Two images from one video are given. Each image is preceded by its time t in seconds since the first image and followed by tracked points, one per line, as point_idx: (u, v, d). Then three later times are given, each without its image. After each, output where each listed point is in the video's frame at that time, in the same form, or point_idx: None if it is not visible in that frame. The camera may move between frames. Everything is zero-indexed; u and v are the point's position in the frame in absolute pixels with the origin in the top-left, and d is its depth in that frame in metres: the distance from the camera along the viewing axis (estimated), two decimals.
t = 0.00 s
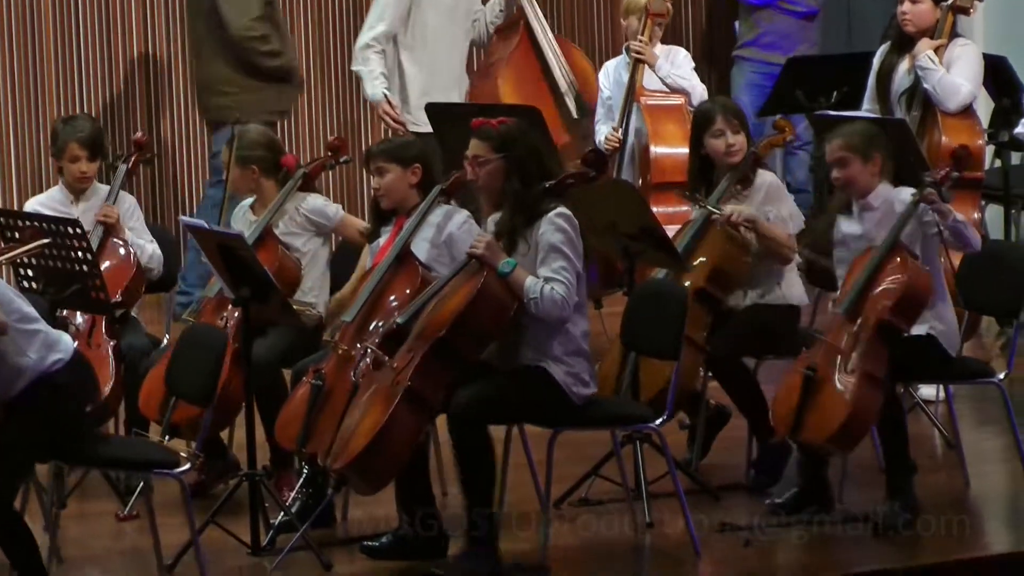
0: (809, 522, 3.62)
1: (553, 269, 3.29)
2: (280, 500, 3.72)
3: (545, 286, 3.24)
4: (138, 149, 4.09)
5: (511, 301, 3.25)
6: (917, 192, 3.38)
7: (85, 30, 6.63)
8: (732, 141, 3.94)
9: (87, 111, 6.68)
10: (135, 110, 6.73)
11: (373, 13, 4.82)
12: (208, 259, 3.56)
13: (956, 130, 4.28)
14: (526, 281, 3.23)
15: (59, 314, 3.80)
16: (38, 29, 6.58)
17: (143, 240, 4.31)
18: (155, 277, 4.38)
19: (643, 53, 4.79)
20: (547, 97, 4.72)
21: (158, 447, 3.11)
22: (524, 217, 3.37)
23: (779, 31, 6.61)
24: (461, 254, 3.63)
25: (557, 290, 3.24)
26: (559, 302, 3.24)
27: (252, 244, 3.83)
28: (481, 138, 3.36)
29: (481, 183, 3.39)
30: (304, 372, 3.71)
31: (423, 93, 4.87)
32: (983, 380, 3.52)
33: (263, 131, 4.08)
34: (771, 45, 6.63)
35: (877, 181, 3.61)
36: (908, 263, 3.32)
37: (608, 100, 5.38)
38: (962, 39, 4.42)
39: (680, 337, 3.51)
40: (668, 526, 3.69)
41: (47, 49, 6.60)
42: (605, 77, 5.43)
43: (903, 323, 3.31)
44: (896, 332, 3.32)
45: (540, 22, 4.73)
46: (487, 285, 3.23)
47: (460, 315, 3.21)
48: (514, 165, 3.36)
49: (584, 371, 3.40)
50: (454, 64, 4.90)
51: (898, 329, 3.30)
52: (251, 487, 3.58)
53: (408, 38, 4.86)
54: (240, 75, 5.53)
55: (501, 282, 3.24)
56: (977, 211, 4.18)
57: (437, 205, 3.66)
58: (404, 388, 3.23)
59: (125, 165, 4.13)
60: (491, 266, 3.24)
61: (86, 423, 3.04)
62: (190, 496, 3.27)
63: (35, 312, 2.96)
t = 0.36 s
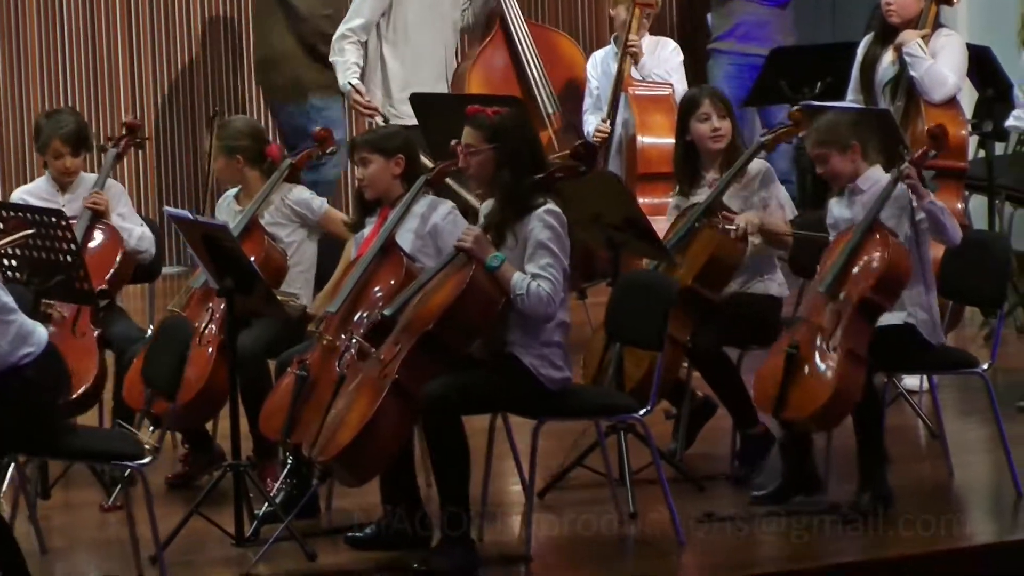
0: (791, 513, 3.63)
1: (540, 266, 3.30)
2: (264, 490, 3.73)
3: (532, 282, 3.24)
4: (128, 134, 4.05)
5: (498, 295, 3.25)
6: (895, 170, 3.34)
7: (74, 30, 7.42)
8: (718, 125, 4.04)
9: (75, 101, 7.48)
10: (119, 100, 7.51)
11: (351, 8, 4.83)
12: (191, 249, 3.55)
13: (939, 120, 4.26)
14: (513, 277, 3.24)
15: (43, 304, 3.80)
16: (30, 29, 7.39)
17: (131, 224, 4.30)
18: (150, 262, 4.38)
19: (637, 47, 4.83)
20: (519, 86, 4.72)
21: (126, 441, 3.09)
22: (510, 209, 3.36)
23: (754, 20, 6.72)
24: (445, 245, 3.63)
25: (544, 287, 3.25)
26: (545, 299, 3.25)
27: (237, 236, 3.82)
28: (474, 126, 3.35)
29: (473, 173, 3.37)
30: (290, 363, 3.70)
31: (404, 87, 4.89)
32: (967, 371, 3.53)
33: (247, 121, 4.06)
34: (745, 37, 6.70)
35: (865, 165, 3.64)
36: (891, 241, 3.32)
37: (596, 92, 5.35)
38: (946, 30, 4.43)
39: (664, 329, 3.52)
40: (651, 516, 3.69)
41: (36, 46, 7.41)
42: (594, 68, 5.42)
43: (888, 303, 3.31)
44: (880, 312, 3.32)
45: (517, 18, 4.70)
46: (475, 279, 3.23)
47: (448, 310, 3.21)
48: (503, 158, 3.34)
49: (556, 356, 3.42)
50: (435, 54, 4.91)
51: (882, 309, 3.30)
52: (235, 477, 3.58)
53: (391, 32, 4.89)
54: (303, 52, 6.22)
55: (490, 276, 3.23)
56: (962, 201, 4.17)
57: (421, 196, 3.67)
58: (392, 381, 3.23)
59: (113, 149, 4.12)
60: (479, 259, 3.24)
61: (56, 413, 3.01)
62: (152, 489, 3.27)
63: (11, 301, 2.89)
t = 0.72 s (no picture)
0: (777, 506, 3.63)
1: (534, 263, 3.32)
2: (250, 483, 3.73)
3: (525, 280, 3.27)
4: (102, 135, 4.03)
5: (493, 295, 3.24)
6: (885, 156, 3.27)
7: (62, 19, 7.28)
8: (714, 118, 4.04)
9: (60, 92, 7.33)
10: (104, 93, 7.39)
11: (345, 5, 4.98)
12: (176, 241, 3.54)
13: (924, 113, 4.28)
14: (507, 275, 3.25)
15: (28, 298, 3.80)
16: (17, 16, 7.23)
17: (114, 222, 4.30)
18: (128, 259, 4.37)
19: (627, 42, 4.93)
20: (504, 81, 4.72)
21: (102, 440, 3.08)
22: (500, 202, 3.37)
23: (734, 13, 6.39)
24: (431, 237, 3.62)
25: (538, 285, 3.29)
26: (539, 297, 3.28)
27: (223, 226, 3.81)
28: (468, 121, 3.35)
29: (465, 167, 3.36)
30: (276, 355, 3.70)
31: (397, 79, 5.03)
32: (952, 363, 3.54)
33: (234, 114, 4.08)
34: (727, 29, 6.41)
35: (853, 157, 3.60)
36: (870, 223, 3.25)
37: (589, 85, 5.29)
38: (930, 22, 4.44)
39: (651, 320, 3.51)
40: (637, 508, 3.70)
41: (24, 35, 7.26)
42: (588, 60, 5.41)
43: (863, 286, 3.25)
44: (855, 296, 3.26)
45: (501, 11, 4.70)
46: (471, 277, 3.20)
47: (441, 309, 3.19)
48: (497, 152, 3.34)
49: (548, 354, 3.43)
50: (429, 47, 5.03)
51: (854, 291, 3.24)
52: (221, 469, 3.58)
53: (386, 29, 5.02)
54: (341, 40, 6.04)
55: (483, 274, 3.22)
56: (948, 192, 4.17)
57: (407, 188, 3.67)
58: (384, 380, 3.22)
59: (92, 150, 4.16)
60: (472, 257, 3.22)
61: (35, 409, 2.99)
62: (129, 483, 3.27)
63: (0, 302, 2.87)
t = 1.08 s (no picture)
0: (772, 511, 3.63)
1: (526, 265, 3.30)
2: (244, 487, 3.73)
3: (516, 281, 3.24)
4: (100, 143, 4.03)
5: (486, 297, 3.24)
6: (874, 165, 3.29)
7: (58, 27, 7.26)
8: (718, 125, 4.03)
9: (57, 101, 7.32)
10: (101, 102, 7.37)
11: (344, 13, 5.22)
12: (171, 245, 3.53)
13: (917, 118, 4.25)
14: (497, 276, 3.23)
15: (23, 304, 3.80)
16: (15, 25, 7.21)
17: (109, 229, 4.30)
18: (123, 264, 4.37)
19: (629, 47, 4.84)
20: (495, 84, 4.72)
21: (108, 444, 3.10)
22: (495, 205, 3.36)
23: (729, 19, 6.25)
24: (425, 241, 3.62)
25: (528, 286, 3.25)
26: (529, 298, 3.25)
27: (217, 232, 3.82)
28: (463, 123, 3.34)
29: (460, 172, 3.37)
30: (271, 360, 3.70)
31: (396, 85, 5.28)
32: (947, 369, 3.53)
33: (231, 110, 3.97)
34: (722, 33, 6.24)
35: (852, 162, 3.59)
36: (859, 234, 3.24)
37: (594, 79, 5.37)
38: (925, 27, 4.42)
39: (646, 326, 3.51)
40: (631, 513, 3.70)
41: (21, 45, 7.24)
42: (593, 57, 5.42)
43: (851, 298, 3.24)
44: (841, 307, 3.24)
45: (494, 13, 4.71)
46: (464, 280, 3.21)
47: (433, 314, 3.19)
48: (493, 154, 3.34)
49: (547, 362, 3.43)
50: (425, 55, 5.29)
51: (839, 302, 3.22)
52: (216, 474, 3.58)
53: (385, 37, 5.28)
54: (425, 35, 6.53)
55: (475, 277, 3.23)
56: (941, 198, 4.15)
57: (401, 192, 3.67)
58: (378, 387, 3.23)
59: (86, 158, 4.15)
60: (465, 260, 3.23)
61: (49, 415, 2.99)
62: (134, 487, 3.29)
63: (10, 314, 2.87)
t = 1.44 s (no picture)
0: (771, 510, 3.73)
1: (531, 270, 3.39)
2: (257, 486, 3.84)
3: (521, 286, 3.34)
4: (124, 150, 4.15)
5: (492, 301, 3.34)
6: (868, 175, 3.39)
7: (69, 34, 7.04)
8: (727, 134, 4.09)
9: (66, 108, 7.08)
10: (114, 111, 7.14)
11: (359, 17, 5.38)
12: (186, 250, 3.63)
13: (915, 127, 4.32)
14: (503, 281, 3.33)
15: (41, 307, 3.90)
16: (23, 30, 6.99)
17: (127, 232, 4.40)
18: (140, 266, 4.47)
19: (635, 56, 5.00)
20: (507, 92, 4.91)
21: (132, 441, 3.27)
22: (503, 210, 3.46)
23: (730, 29, 6.38)
24: (432, 245, 3.72)
25: (533, 291, 3.35)
26: (534, 302, 3.35)
27: (228, 237, 3.93)
28: (476, 129, 3.44)
29: (469, 174, 3.45)
30: (282, 361, 3.80)
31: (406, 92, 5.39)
32: (941, 371, 3.62)
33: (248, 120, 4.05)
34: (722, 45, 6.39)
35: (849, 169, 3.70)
36: (853, 241, 3.33)
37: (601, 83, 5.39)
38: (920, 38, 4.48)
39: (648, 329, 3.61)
40: (633, 511, 3.80)
41: (30, 50, 7.02)
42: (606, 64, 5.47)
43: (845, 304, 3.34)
44: (837, 314, 3.35)
45: (508, 22, 4.88)
46: (470, 284, 3.31)
47: (440, 316, 3.29)
48: (504, 160, 3.44)
49: (550, 362, 3.53)
50: (437, 65, 5.35)
51: (835, 308, 3.32)
52: (230, 472, 3.69)
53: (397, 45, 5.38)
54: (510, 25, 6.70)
55: (482, 281, 3.33)
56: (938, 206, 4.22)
57: (410, 199, 3.76)
58: (384, 386, 3.32)
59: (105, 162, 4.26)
60: (472, 264, 3.32)
61: (75, 413, 3.17)
62: (156, 481, 3.45)
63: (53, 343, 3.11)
